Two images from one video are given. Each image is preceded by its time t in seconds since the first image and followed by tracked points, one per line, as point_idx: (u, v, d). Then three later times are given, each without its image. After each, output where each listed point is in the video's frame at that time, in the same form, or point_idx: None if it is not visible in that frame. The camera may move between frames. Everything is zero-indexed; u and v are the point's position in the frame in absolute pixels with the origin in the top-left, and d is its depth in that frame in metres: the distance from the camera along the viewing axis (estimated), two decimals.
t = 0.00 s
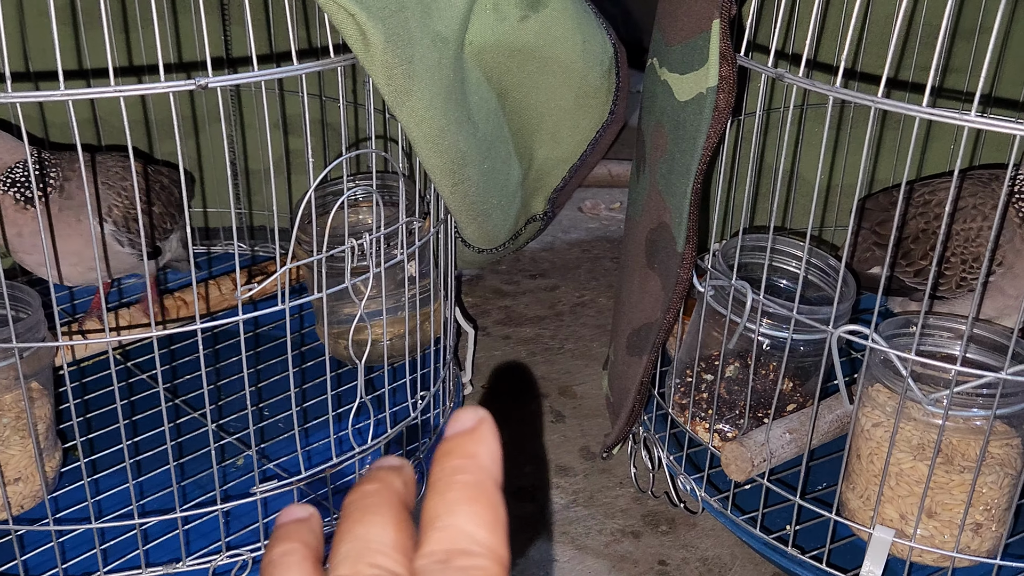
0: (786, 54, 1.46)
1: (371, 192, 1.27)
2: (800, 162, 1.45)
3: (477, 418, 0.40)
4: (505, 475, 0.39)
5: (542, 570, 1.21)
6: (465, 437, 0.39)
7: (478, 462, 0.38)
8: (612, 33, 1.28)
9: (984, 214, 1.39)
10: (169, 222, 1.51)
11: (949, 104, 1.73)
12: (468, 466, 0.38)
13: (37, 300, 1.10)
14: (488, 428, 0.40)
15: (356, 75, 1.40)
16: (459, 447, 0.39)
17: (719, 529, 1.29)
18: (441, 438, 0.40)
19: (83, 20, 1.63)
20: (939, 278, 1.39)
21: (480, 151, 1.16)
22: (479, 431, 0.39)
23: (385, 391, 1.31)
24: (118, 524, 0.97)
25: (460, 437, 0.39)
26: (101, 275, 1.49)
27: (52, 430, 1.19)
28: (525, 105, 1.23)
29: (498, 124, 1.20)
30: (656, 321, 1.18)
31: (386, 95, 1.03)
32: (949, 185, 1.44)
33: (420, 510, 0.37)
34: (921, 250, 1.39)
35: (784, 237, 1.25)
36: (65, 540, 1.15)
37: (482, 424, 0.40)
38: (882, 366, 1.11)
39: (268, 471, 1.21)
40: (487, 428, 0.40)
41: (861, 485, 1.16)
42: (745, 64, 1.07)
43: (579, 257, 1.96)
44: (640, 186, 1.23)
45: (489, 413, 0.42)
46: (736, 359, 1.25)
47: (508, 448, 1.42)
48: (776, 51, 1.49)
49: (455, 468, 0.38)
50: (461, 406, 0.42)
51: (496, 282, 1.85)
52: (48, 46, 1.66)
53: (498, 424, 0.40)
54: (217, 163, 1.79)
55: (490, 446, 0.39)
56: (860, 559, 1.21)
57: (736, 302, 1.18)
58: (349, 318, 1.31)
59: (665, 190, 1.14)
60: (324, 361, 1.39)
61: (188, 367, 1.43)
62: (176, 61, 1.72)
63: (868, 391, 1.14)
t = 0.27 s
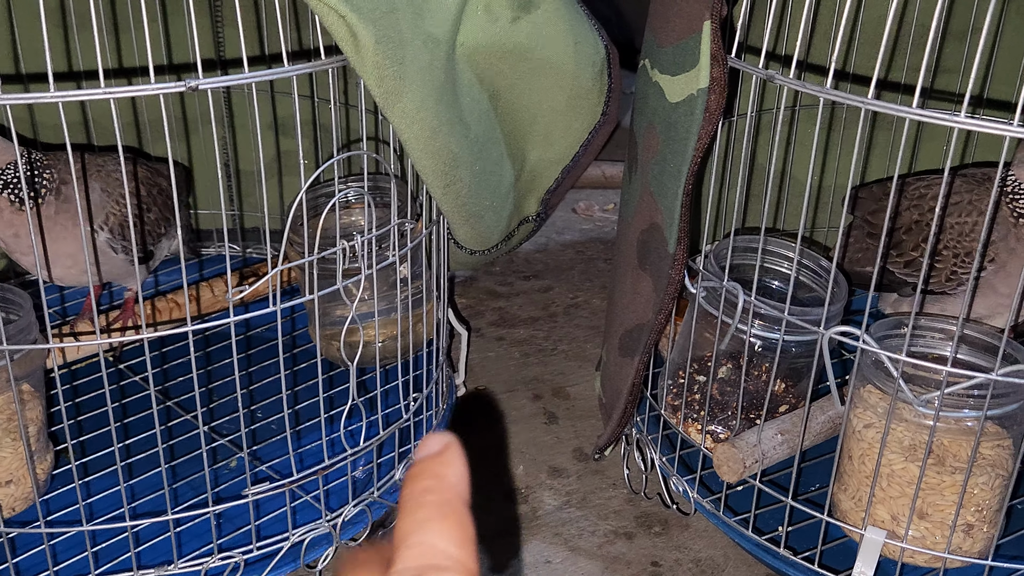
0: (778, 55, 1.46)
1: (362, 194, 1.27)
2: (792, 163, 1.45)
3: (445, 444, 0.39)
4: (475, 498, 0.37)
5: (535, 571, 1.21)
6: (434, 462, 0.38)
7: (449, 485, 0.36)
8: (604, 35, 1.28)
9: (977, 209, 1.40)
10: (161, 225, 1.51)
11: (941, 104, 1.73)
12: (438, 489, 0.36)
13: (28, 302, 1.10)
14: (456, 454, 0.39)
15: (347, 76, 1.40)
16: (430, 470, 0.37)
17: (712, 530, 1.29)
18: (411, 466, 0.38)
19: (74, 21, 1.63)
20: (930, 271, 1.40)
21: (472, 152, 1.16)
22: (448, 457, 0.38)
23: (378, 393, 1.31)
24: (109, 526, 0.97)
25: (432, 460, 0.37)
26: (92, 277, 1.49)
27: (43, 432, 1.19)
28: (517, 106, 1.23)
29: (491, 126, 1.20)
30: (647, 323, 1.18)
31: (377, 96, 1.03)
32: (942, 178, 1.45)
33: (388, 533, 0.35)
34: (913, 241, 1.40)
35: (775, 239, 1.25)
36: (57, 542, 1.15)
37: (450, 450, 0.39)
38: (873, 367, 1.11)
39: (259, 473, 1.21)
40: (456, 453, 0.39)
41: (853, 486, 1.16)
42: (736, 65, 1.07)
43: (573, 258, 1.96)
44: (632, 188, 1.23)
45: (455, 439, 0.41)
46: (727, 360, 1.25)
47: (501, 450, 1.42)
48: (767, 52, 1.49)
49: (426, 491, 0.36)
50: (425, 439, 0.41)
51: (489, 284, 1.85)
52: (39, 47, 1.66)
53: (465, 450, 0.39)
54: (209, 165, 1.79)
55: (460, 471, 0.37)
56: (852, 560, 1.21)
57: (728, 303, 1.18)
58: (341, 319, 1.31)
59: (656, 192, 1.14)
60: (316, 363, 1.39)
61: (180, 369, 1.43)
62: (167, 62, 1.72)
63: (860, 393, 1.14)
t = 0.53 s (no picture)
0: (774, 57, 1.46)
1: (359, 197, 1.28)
2: (788, 165, 1.45)
3: (434, 455, 0.52)
4: (458, 499, 0.50)
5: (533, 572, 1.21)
6: (425, 469, 0.51)
7: (435, 488, 0.50)
8: (600, 37, 1.28)
9: (972, 215, 1.40)
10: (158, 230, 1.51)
11: (937, 106, 1.74)
12: (427, 493, 0.49)
13: (25, 305, 1.10)
14: (442, 464, 0.51)
15: (344, 78, 1.41)
16: (422, 477, 0.50)
17: (709, 531, 1.29)
18: (406, 472, 0.51)
19: (71, 24, 1.63)
20: (927, 277, 1.40)
21: (469, 154, 1.16)
22: (435, 467, 0.51)
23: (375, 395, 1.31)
24: (106, 529, 0.97)
25: (423, 470, 0.50)
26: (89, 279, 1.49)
27: (40, 435, 1.19)
28: (514, 108, 1.23)
29: (487, 128, 1.20)
30: (644, 324, 1.19)
31: (373, 99, 1.04)
32: (934, 185, 1.46)
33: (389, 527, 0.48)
34: (909, 249, 1.40)
35: (772, 240, 1.26)
36: (54, 544, 1.15)
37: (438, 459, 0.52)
38: (869, 368, 1.11)
39: (257, 475, 1.21)
40: (443, 463, 0.51)
41: (849, 487, 1.16)
42: (731, 67, 1.07)
43: (570, 260, 1.96)
44: (629, 190, 1.23)
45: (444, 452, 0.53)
46: (724, 362, 1.26)
47: (498, 451, 1.42)
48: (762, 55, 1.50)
49: (418, 495, 0.49)
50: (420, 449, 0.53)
51: (487, 286, 1.85)
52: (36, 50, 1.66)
53: (451, 460, 0.52)
54: (206, 167, 1.79)
55: (447, 476, 0.50)
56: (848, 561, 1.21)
57: (724, 304, 1.19)
58: (339, 321, 1.31)
59: (652, 194, 1.14)
60: (313, 365, 1.39)
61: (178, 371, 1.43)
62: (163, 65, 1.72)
63: (856, 393, 1.14)
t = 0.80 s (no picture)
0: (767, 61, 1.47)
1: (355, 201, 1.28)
2: (781, 169, 1.46)
3: (322, 438, 0.54)
4: (352, 473, 0.50)
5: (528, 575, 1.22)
6: (316, 463, 0.50)
7: (330, 463, 0.50)
8: (595, 41, 1.29)
9: (965, 218, 1.41)
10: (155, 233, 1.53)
11: (929, 110, 1.75)
12: (322, 468, 0.49)
13: (23, 308, 1.10)
14: (333, 445, 0.52)
15: (339, 83, 1.41)
16: (314, 457, 0.51)
17: (704, 533, 1.30)
18: (300, 456, 0.52)
19: (68, 27, 1.64)
20: (920, 281, 1.41)
21: (464, 158, 1.17)
22: (327, 446, 0.52)
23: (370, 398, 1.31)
24: (103, 532, 0.97)
25: (314, 449, 0.51)
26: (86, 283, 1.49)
27: (38, 438, 1.19)
28: (509, 113, 1.24)
29: (482, 132, 1.21)
30: (639, 327, 1.19)
31: (369, 103, 1.04)
32: (926, 190, 1.46)
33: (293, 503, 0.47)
34: (902, 253, 1.41)
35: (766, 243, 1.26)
36: (51, 548, 1.16)
37: (327, 441, 0.53)
38: (863, 371, 1.12)
39: (253, 478, 1.21)
40: (332, 443, 0.52)
41: (843, 489, 1.17)
42: (725, 72, 1.08)
43: (565, 263, 1.97)
44: (623, 193, 1.24)
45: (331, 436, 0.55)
46: (718, 365, 1.26)
47: (494, 454, 1.43)
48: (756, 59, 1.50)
49: (312, 472, 0.49)
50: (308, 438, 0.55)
51: (483, 289, 1.85)
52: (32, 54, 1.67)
53: (342, 451, 0.52)
54: (203, 171, 1.80)
55: (338, 454, 0.51)
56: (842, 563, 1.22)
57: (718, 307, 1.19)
58: (335, 325, 1.31)
59: (647, 198, 1.15)
60: (309, 368, 1.39)
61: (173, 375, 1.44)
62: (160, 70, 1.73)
63: (849, 396, 1.15)
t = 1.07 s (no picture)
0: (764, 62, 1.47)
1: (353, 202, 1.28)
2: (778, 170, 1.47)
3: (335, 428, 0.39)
4: (367, 470, 0.36)
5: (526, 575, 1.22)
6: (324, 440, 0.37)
7: (340, 456, 0.36)
8: (592, 43, 1.29)
9: (959, 219, 1.41)
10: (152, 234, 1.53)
11: (925, 111, 1.75)
12: (328, 460, 0.35)
13: (21, 310, 1.10)
14: (346, 436, 0.38)
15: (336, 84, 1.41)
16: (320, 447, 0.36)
17: (702, 534, 1.30)
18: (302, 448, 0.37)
19: (64, 29, 1.64)
20: (917, 283, 1.41)
21: (461, 160, 1.17)
22: (337, 437, 0.37)
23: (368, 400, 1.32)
24: (101, 534, 0.97)
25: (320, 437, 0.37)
26: (83, 285, 1.49)
27: (35, 441, 1.19)
28: (506, 114, 1.24)
29: (479, 134, 1.21)
30: (636, 328, 1.20)
31: (366, 105, 1.04)
32: (921, 192, 1.46)
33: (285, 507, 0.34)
34: (898, 255, 1.41)
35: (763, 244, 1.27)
36: (49, 550, 1.16)
37: (339, 431, 0.38)
38: (859, 372, 1.12)
39: (251, 479, 1.21)
40: (345, 433, 0.38)
41: (840, 489, 1.17)
42: (721, 73, 1.08)
43: (562, 264, 1.97)
44: (620, 195, 1.24)
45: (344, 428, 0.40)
46: (715, 365, 1.26)
47: (491, 455, 1.43)
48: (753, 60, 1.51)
49: (314, 467, 0.35)
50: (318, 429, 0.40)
51: (480, 290, 1.86)
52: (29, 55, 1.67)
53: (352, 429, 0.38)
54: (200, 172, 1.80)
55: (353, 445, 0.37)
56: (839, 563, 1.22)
57: (715, 308, 1.19)
58: (332, 326, 1.31)
59: (644, 199, 1.15)
60: (306, 370, 1.39)
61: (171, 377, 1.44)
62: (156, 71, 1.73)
63: (845, 396, 1.15)
